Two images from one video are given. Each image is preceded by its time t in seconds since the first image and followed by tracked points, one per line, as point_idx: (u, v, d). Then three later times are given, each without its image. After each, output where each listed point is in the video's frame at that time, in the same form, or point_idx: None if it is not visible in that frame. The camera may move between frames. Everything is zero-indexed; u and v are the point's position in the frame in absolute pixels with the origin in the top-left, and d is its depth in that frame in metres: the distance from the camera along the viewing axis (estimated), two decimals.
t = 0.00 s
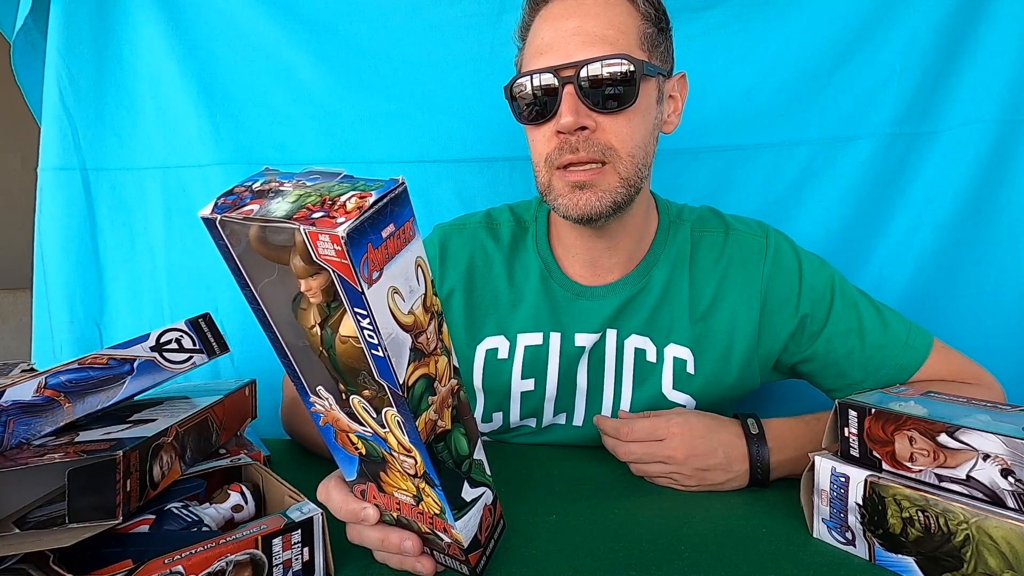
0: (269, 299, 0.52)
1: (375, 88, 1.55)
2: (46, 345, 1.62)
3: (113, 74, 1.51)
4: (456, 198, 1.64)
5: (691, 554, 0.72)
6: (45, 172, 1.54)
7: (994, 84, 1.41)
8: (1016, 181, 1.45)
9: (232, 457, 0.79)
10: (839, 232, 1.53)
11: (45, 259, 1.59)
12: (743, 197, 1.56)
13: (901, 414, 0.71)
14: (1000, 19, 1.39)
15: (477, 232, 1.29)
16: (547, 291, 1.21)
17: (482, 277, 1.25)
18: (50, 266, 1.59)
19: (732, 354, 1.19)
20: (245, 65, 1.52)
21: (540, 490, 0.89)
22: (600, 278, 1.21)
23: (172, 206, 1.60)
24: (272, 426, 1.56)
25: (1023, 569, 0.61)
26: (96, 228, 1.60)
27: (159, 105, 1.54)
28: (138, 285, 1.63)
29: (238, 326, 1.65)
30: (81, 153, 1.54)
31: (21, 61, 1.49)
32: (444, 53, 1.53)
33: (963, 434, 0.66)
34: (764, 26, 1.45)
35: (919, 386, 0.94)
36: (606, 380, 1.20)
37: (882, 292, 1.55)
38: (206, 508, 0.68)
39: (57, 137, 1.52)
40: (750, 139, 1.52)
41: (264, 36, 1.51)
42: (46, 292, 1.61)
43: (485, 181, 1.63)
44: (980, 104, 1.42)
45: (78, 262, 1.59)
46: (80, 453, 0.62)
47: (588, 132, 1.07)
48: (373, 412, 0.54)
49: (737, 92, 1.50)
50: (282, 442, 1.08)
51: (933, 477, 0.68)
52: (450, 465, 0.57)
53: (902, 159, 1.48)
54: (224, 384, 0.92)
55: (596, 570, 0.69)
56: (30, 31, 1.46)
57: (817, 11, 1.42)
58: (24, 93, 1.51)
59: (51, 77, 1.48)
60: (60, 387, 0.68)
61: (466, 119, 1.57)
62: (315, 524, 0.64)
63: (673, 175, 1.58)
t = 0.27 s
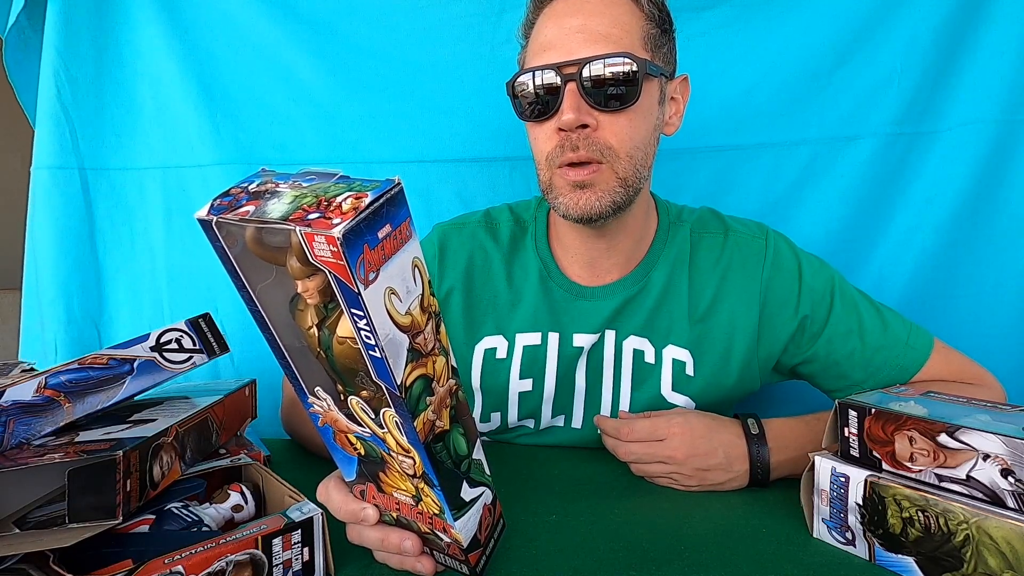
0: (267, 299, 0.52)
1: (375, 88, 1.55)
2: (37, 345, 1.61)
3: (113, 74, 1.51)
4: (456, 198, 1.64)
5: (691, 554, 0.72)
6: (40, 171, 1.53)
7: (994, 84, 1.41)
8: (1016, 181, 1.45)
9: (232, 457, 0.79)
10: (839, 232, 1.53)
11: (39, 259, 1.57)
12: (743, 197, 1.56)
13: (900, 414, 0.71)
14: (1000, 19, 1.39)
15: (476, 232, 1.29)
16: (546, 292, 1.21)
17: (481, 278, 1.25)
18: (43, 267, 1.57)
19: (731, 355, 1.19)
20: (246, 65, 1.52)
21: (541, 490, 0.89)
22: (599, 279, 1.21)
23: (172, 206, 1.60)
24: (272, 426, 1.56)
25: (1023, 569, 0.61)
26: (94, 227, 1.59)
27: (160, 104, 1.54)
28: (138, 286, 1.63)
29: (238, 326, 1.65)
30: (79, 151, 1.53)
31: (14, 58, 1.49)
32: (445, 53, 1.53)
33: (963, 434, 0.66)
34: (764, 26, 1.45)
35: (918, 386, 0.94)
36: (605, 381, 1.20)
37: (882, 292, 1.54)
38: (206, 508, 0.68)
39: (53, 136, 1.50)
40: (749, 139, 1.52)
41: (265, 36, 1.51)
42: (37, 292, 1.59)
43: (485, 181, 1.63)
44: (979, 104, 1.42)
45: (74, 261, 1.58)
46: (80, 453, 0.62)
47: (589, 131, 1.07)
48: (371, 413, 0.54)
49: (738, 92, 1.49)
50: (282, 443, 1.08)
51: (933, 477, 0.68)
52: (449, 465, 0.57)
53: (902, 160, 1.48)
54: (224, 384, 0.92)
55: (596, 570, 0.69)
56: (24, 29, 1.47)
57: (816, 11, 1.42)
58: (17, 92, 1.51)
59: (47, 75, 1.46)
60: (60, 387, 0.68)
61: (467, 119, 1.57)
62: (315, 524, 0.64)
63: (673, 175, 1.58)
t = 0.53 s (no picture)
0: (266, 300, 0.52)
1: (377, 88, 1.55)
2: (30, 345, 1.59)
3: (113, 74, 1.51)
4: (456, 198, 1.64)
5: (691, 554, 0.72)
6: (36, 169, 1.51)
7: (994, 85, 1.41)
8: (1015, 181, 1.45)
9: (232, 457, 0.79)
10: (839, 233, 1.53)
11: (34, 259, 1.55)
12: (743, 197, 1.56)
13: (901, 414, 0.71)
14: (999, 19, 1.39)
15: (476, 232, 1.29)
16: (545, 292, 1.21)
17: (481, 278, 1.25)
18: (38, 267, 1.55)
19: (731, 355, 1.19)
20: (246, 65, 1.52)
21: (541, 490, 0.89)
22: (598, 279, 1.21)
23: (173, 206, 1.60)
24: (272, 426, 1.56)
25: (1023, 569, 0.61)
26: (92, 227, 1.59)
27: (160, 104, 1.54)
28: (138, 286, 1.63)
29: (238, 326, 1.65)
30: (77, 150, 1.53)
31: (11, 57, 1.49)
32: (445, 53, 1.53)
33: (964, 434, 0.66)
34: (764, 26, 1.45)
35: (918, 386, 0.94)
36: (604, 382, 1.20)
37: (882, 292, 1.54)
38: (206, 508, 0.68)
39: (52, 136, 1.49)
40: (750, 139, 1.52)
41: (266, 37, 1.51)
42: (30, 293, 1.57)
43: (485, 181, 1.63)
44: (979, 105, 1.42)
45: (71, 261, 1.57)
46: (80, 453, 0.62)
47: (596, 130, 1.07)
48: (371, 414, 0.54)
49: (738, 92, 1.49)
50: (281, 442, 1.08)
51: (933, 477, 0.68)
52: (449, 465, 0.57)
53: (902, 160, 1.48)
54: (224, 385, 0.92)
55: (596, 570, 0.69)
56: (20, 28, 1.47)
57: (816, 12, 1.42)
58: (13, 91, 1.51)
59: (45, 73, 1.45)
60: (60, 387, 0.68)
61: (467, 119, 1.57)
62: (315, 524, 0.64)
63: (674, 175, 1.58)
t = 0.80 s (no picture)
0: (268, 301, 0.52)
1: (376, 88, 1.55)
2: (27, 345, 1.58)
3: (113, 74, 1.51)
4: (456, 198, 1.64)
5: (692, 555, 0.72)
6: (33, 169, 1.51)
7: (993, 85, 1.41)
8: (1015, 181, 1.45)
9: (232, 457, 0.79)
10: (839, 233, 1.53)
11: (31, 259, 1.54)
12: (743, 197, 1.56)
13: (901, 414, 0.71)
14: (999, 20, 1.39)
15: (476, 232, 1.29)
16: (546, 292, 1.21)
17: (481, 279, 1.25)
18: (35, 267, 1.54)
19: (731, 355, 1.19)
20: (246, 66, 1.52)
21: (541, 490, 0.89)
22: (599, 279, 1.21)
23: (172, 205, 1.60)
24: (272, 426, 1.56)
25: (1023, 569, 0.61)
26: (91, 226, 1.59)
27: (159, 105, 1.54)
28: (137, 285, 1.63)
29: (238, 326, 1.65)
30: (76, 150, 1.52)
31: (10, 57, 1.49)
32: (445, 53, 1.53)
33: (963, 434, 0.66)
34: (764, 26, 1.45)
35: (918, 386, 0.94)
36: (604, 383, 1.20)
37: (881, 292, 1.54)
38: (206, 508, 0.68)
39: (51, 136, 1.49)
40: (750, 139, 1.52)
41: (265, 37, 1.51)
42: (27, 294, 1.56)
43: (485, 181, 1.63)
44: (978, 105, 1.43)
45: (69, 261, 1.57)
46: (80, 453, 0.62)
47: (600, 129, 1.07)
48: (371, 414, 0.54)
49: (738, 93, 1.49)
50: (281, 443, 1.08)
51: (933, 477, 0.68)
52: (450, 465, 0.57)
53: (901, 160, 1.48)
54: (224, 385, 0.92)
55: (596, 570, 0.69)
56: (20, 28, 1.46)
57: (815, 12, 1.43)
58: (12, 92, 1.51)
59: (43, 73, 1.45)
60: (60, 387, 0.68)
61: (467, 119, 1.58)
62: (315, 524, 0.64)
63: (674, 176, 1.58)
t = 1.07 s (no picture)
0: (269, 301, 0.52)
1: (376, 87, 1.55)
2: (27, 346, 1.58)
3: (113, 74, 1.51)
4: (456, 198, 1.64)
5: (691, 555, 0.72)
6: (32, 168, 1.51)
7: (993, 85, 1.41)
8: (1014, 181, 1.45)
9: (232, 457, 0.79)
10: (839, 232, 1.52)
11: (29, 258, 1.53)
12: (743, 197, 1.56)
13: (901, 414, 0.71)
14: (998, 20, 1.39)
15: (477, 227, 1.29)
16: (546, 284, 1.21)
17: (482, 271, 1.25)
18: (33, 267, 1.53)
19: (727, 353, 1.19)
20: (246, 66, 1.52)
21: (541, 490, 0.89)
22: (598, 271, 1.21)
23: (172, 205, 1.60)
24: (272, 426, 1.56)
25: (1023, 569, 0.61)
26: (89, 226, 1.59)
27: (159, 104, 1.54)
28: (137, 285, 1.63)
29: (238, 326, 1.65)
30: (75, 150, 1.52)
31: (10, 56, 1.49)
32: (445, 53, 1.53)
33: (964, 434, 0.66)
34: (763, 26, 1.45)
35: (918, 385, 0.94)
36: (604, 377, 1.20)
37: (880, 292, 1.54)
38: (206, 508, 0.68)
39: (50, 135, 1.49)
40: (749, 138, 1.52)
41: (265, 37, 1.51)
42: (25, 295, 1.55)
43: (485, 181, 1.63)
44: (977, 105, 1.42)
45: (68, 261, 1.57)
46: (80, 453, 0.62)
47: (607, 128, 1.08)
48: (372, 412, 0.54)
49: (738, 92, 1.49)
50: (281, 442, 1.08)
51: (933, 477, 0.68)
52: (449, 464, 0.57)
53: (900, 160, 1.48)
54: (224, 384, 0.92)
55: (596, 570, 0.69)
56: (20, 28, 1.46)
57: (814, 13, 1.43)
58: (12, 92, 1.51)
59: (42, 72, 1.45)
60: (60, 387, 0.68)
61: (467, 120, 1.58)
62: (315, 524, 0.64)
63: (674, 175, 1.58)
